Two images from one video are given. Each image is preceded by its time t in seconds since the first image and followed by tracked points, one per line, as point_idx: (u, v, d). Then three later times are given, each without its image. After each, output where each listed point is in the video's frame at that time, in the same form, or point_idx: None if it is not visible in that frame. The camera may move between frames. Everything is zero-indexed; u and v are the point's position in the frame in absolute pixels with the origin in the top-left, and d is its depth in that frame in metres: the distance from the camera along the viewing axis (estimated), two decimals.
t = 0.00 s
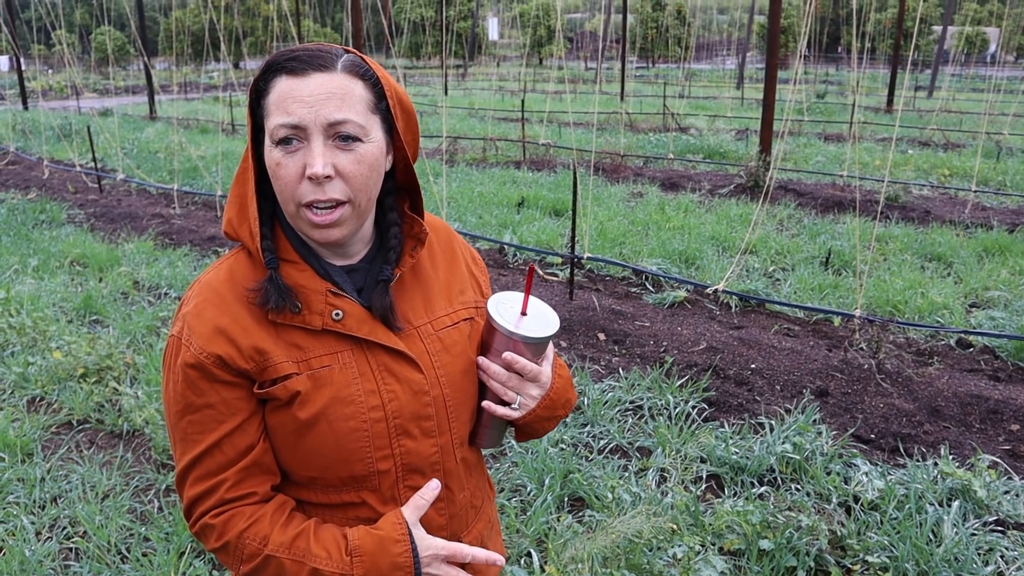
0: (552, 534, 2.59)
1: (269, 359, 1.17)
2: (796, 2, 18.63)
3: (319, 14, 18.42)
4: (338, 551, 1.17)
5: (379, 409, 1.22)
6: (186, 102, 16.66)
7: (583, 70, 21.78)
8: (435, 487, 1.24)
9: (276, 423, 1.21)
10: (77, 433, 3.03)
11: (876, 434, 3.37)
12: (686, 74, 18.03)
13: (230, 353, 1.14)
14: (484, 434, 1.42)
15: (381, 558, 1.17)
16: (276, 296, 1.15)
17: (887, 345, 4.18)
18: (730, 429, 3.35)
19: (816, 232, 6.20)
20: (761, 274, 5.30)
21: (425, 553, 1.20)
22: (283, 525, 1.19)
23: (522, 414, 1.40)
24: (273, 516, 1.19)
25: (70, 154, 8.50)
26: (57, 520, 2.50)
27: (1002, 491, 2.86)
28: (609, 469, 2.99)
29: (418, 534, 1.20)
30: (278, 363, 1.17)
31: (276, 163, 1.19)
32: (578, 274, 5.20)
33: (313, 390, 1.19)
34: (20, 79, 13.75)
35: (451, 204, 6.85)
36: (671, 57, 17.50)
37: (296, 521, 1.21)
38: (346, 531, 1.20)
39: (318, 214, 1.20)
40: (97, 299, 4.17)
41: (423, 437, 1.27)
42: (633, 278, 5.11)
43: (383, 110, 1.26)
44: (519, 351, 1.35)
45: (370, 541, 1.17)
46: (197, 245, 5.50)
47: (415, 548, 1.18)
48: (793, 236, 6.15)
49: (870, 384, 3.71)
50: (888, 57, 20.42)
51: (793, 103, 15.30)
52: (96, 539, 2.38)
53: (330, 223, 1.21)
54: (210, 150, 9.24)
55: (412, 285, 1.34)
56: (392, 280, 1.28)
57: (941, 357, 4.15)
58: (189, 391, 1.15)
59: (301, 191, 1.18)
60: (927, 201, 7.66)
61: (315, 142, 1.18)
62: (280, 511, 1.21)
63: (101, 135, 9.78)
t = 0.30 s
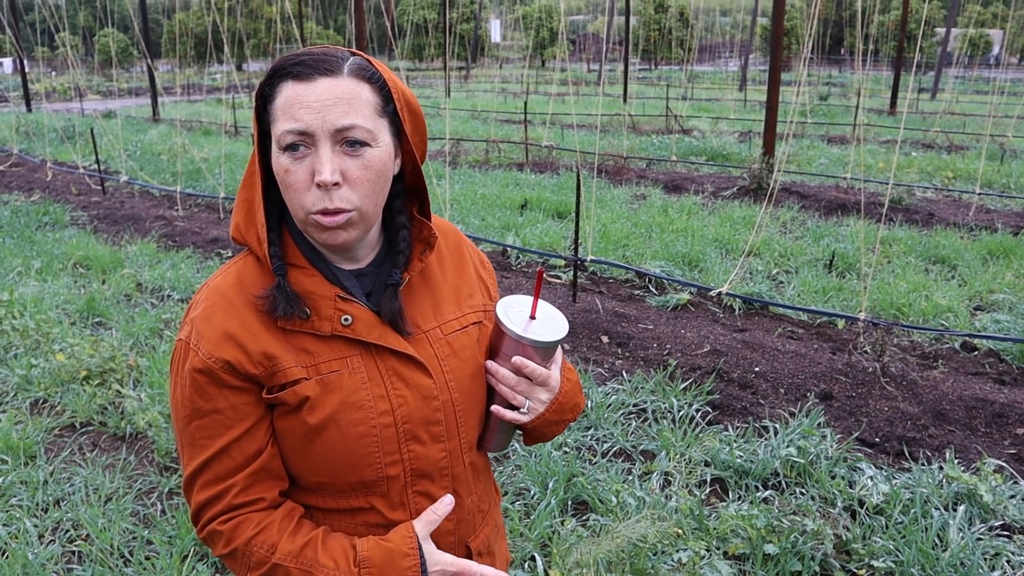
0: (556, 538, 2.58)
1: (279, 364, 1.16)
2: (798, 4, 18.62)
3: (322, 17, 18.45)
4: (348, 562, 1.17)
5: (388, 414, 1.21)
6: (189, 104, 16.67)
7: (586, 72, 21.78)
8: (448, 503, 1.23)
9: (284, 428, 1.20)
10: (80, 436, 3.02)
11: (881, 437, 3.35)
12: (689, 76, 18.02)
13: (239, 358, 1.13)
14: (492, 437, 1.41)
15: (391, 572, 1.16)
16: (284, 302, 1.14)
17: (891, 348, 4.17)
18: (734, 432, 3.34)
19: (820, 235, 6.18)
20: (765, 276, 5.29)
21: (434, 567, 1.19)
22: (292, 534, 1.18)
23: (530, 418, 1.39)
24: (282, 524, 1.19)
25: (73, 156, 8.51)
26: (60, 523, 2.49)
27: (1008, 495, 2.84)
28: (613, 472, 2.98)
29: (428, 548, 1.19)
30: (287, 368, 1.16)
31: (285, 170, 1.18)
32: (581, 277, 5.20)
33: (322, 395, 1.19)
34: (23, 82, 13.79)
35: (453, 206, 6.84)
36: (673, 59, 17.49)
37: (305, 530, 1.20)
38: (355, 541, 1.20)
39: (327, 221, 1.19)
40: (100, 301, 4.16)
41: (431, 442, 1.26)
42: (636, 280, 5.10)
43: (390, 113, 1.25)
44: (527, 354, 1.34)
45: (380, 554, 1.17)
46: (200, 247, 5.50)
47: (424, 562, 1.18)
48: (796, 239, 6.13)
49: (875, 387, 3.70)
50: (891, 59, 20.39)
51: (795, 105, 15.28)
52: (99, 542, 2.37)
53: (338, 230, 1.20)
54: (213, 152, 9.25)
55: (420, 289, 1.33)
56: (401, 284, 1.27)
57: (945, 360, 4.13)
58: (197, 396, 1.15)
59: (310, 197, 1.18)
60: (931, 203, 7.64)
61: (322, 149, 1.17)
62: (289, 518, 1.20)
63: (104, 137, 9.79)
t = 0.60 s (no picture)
0: (559, 541, 2.57)
1: (284, 366, 1.15)
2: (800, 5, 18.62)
3: (323, 18, 18.47)
4: None
5: (393, 417, 1.20)
6: (191, 104, 16.68)
7: (587, 73, 21.78)
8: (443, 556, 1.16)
9: (289, 430, 1.20)
10: (82, 438, 3.01)
11: (885, 440, 3.34)
12: (690, 77, 18.04)
13: (246, 362, 1.13)
14: (493, 440, 1.39)
15: None
16: (291, 307, 1.13)
17: (895, 350, 4.15)
18: (737, 435, 3.33)
19: (823, 236, 6.16)
20: (768, 278, 5.28)
21: None
22: (291, 548, 1.18)
23: (533, 421, 1.38)
24: (280, 535, 1.18)
25: (75, 157, 8.52)
26: (62, 525, 2.48)
27: (1014, 498, 2.82)
28: (616, 475, 2.97)
29: None
30: (293, 371, 1.15)
31: (299, 182, 1.17)
32: (583, 278, 5.18)
33: (328, 398, 1.18)
34: (26, 83, 13.82)
35: (455, 207, 6.82)
36: (675, 60, 17.50)
37: (304, 545, 1.20)
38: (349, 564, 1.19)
39: (341, 232, 1.19)
40: (102, 303, 4.16)
41: (436, 445, 1.24)
42: (638, 282, 5.09)
43: (402, 121, 1.23)
44: (531, 357, 1.32)
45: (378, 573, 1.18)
46: (202, 248, 5.49)
47: None
48: (799, 240, 6.11)
49: (879, 390, 3.68)
50: (893, 60, 20.40)
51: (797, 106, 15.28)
52: (101, 545, 2.36)
53: (353, 241, 1.20)
54: (215, 153, 9.25)
55: (426, 292, 1.32)
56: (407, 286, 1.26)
57: (949, 363, 4.11)
58: (202, 399, 1.14)
59: (326, 210, 1.17)
60: (934, 204, 7.62)
61: (339, 162, 1.16)
62: (289, 530, 1.20)
63: (106, 137, 9.79)
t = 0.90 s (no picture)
0: (556, 548, 2.54)
1: (269, 382, 1.13)
2: (801, 5, 18.59)
3: (323, 17, 18.45)
4: None
5: (382, 432, 1.18)
6: (190, 104, 16.66)
7: (588, 73, 21.77)
8: None
9: (275, 446, 1.18)
10: (75, 442, 2.99)
11: (886, 445, 3.31)
12: (691, 77, 18.02)
13: (229, 378, 1.10)
14: (485, 452, 1.37)
15: None
16: (276, 321, 1.11)
17: (896, 354, 4.12)
18: (737, 439, 3.30)
19: (824, 237, 6.13)
20: (768, 280, 5.25)
21: None
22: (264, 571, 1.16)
23: (525, 434, 1.36)
24: (250, 560, 1.16)
25: (73, 158, 8.50)
26: (54, 531, 2.45)
27: (1017, 505, 2.79)
28: (614, 481, 2.94)
29: None
30: (278, 386, 1.13)
31: (287, 193, 1.14)
32: (583, 280, 5.15)
33: (315, 413, 1.16)
34: (26, 82, 13.81)
35: (455, 208, 6.80)
36: (675, 60, 17.48)
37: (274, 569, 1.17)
38: None
39: (331, 245, 1.16)
40: (98, 304, 4.13)
41: (427, 460, 1.22)
42: (638, 284, 5.06)
43: (394, 128, 1.20)
44: (524, 370, 1.30)
45: None
46: (199, 249, 5.47)
47: None
48: (800, 242, 6.08)
49: (880, 394, 3.65)
50: (894, 60, 20.36)
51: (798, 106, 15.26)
52: (94, 552, 2.34)
53: (344, 253, 1.18)
54: (214, 153, 9.23)
55: (417, 302, 1.29)
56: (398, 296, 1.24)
57: (951, 366, 4.08)
58: (183, 415, 1.12)
59: (315, 222, 1.14)
60: (935, 205, 7.59)
61: (329, 173, 1.13)
62: (262, 554, 1.17)
63: (104, 137, 9.77)
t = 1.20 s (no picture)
0: (550, 557, 2.51)
1: (239, 401, 1.11)
2: (802, 5, 18.54)
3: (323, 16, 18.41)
4: None
5: (359, 451, 1.15)
6: (190, 102, 16.64)
7: (589, 72, 21.72)
8: None
9: (246, 467, 1.15)
10: (65, 446, 2.95)
11: (887, 451, 3.26)
12: (692, 77, 17.98)
13: (196, 398, 1.08)
14: (469, 468, 1.35)
15: None
16: (245, 336, 1.09)
17: (897, 357, 4.08)
18: (736, 445, 3.26)
19: (825, 238, 6.09)
20: (768, 282, 5.21)
21: None
22: None
23: (510, 451, 1.34)
24: None
25: (71, 156, 8.46)
26: (40, 538, 2.42)
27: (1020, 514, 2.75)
28: (610, 488, 2.90)
29: None
30: (249, 404, 1.11)
31: (251, 204, 1.12)
32: (582, 281, 5.10)
33: (288, 432, 1.13)
34: (25, 79, 13.79)
35: (454, 208, 6.76)
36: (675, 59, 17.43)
37: None
38: None
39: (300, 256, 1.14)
40: (92, 305, 4.10)
41: (408, 480, 1.20)
42: (637, 285, 5.01)
43: (361, 130, 1.19)
44: (508, 384, 1.27)
45: None
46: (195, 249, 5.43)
47: None
48: (800, 243, 6.04)
49: (881, 399, 3.61)
50: (895, 59, 20.32)
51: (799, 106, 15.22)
52: (79, 559, 2.30)
53: (315, 264, 1.16)
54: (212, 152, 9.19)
55: (395, 312, 1.27)
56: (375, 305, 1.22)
57: (953, 370, 4.04)
58: (148, 437, 1.10)
59: (282, 232, 1.12)
60: (936, 206, 7.55)
61: (295, 180, 1.12)
62: None
63: (101, 136, 9.74)
